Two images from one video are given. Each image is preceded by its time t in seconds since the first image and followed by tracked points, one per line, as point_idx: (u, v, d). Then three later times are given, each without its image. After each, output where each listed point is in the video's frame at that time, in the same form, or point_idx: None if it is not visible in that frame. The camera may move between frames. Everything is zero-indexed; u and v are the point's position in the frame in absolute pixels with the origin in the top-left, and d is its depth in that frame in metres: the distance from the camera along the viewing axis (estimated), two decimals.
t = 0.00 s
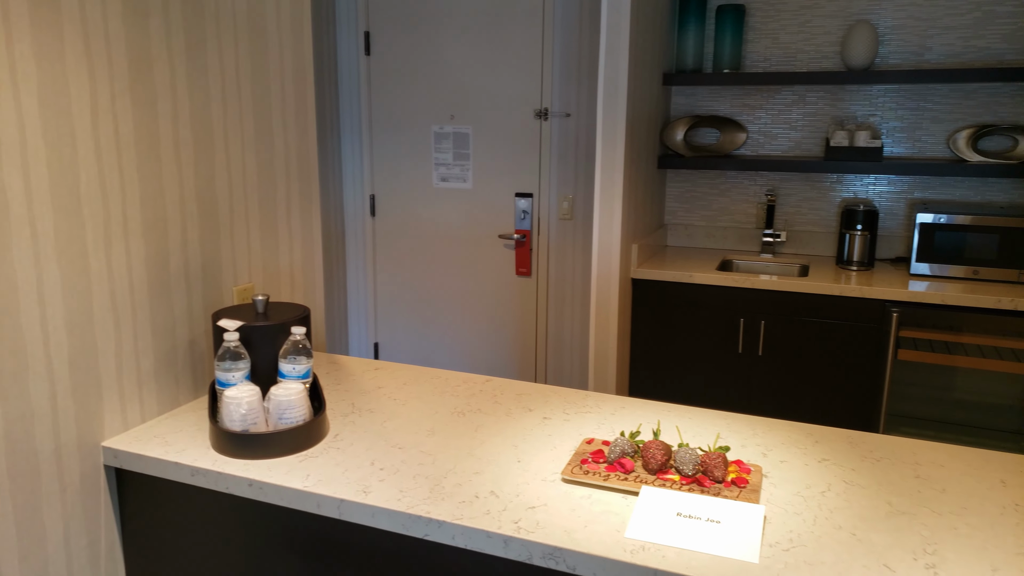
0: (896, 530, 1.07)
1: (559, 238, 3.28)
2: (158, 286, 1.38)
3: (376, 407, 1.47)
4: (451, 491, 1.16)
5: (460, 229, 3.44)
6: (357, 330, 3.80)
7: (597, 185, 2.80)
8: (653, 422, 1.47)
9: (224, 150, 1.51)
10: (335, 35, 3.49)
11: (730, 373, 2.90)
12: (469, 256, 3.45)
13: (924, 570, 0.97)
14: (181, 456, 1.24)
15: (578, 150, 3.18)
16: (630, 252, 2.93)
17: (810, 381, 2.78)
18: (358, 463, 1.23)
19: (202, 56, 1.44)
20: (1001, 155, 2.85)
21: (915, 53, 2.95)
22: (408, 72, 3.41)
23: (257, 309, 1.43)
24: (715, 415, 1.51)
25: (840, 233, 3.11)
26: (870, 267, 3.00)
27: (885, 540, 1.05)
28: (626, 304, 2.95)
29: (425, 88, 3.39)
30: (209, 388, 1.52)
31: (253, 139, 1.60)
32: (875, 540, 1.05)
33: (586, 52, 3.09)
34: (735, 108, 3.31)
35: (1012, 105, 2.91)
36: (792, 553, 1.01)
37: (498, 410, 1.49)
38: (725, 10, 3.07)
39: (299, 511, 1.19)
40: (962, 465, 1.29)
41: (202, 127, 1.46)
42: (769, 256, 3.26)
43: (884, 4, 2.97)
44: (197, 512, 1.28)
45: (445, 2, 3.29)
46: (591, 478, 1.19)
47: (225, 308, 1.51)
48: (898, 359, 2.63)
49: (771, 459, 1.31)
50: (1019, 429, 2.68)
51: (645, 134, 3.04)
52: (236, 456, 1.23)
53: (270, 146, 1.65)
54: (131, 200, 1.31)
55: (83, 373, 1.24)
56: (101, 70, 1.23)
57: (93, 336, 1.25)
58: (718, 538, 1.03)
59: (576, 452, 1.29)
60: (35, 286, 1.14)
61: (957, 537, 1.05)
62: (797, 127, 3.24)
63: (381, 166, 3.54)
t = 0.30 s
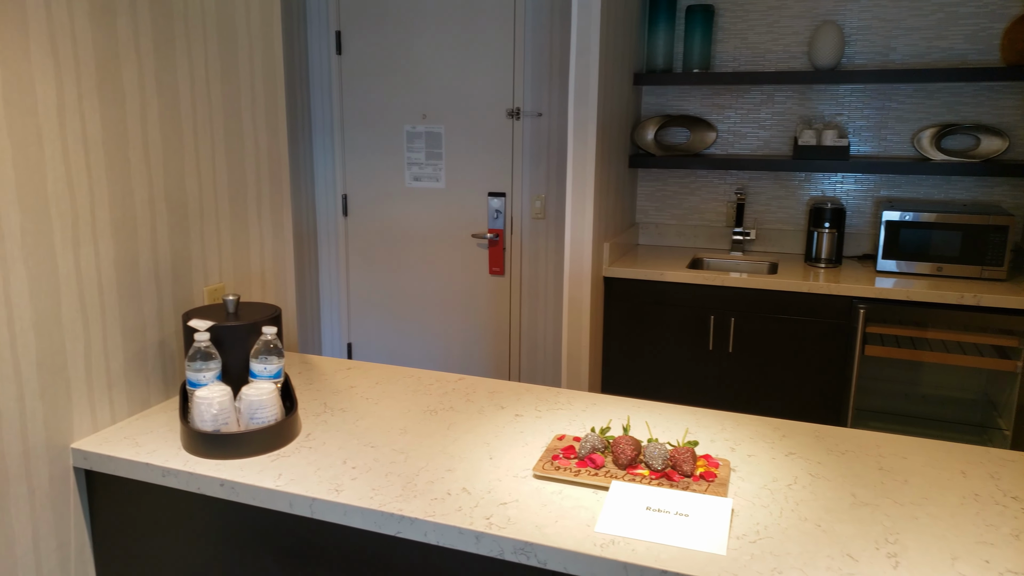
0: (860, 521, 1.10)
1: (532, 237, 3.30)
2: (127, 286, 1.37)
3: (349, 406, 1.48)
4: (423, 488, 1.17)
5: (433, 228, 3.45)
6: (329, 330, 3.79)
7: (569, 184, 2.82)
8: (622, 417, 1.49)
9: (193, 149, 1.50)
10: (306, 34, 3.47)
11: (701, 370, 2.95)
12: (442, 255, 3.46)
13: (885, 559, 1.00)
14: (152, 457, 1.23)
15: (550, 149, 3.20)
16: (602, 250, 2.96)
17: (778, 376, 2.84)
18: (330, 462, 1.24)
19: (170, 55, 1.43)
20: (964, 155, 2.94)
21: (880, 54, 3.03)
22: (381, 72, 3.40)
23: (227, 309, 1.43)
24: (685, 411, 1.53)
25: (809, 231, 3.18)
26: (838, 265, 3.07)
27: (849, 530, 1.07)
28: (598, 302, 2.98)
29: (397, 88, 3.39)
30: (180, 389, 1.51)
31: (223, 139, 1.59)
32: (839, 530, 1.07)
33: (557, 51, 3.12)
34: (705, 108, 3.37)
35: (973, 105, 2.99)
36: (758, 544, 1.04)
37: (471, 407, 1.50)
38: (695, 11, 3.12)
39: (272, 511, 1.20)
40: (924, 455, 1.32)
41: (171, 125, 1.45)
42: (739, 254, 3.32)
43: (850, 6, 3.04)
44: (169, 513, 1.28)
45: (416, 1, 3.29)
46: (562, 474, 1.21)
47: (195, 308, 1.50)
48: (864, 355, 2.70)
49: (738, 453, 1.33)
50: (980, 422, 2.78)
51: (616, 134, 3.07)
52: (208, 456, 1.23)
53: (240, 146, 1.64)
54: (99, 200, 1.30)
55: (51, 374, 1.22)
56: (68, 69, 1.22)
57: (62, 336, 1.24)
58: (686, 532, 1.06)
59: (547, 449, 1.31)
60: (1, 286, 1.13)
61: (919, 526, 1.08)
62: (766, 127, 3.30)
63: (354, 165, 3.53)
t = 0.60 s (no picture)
0: (831, 515, 1.13)
1: (512, 237, 3.32)
2: (104, 287, 1.36)
3: (327, 407, 1.48)
4: (401, 487, 1.18)
5: (413, 228, 3.45)
6: (309, 331, 3.77)
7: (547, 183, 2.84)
8: (599, 414, 1.51)
9: (169, 149, 1.50)
10: (284, 33, 3.46)
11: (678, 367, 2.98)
12: (423, 255, 3.46)
13: (854, 552, 1.02)
14: (129, 459, 1.23)
15: (528, 148, 3.22)
16: (581, 250, 2.99)
17: (754, 374, 2.88)
18: (308, 462, 1.24)
19: (145, 55, 1.43)
20: (934, 154, 3.00)
21: (853, 55, 3.08)
22: (359, 71, 3.39)
23: (204, 310, 1.42)
24: (661, 408, 1.56)
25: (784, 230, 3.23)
26: (813, 263, 3.12)
27: (820, 524, 1.10)
28: (577, 300, 3.00)
29: (376, 88, 3.38)
30: (157, 390, 1.51)
31: (199, 140, 1.58)
32: (811, 524, 1.10)
33: (536, 51, 3.13)
34: (682, 108, 3.40)
35: (943, 106, 3.05)
36: (730, 538, 1.06)
37: (449, 407, 1.51)
38: (672, 12, 3.15)
39: (250, 511, 1.20)
40: (894, 449, 1.35)
41: (147, 126, 1.44)
42: (716, 252, 3.36)
43: (824, 7, 3.09)
44: (147, 514, 1.28)
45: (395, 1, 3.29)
46: (539, 472, 1.22)
47: (172, 309, 1.50)
48: (838, 352, 2.75)
49: (712, 450, 1.36)
50: (952, 417, 2.81)
51: (595, 134, 3.10)
52: (185, 457, 1.23)
53: (216, 147, 1.63)
54: (74, 201, 1.29)
55: (26, 376, 1.22)
56: (41, 69, 1.21)
57: (37, 338, 1.23)
58: (661, 527, 1.08)
59: (524, 447, 1.32)
60: None
61: (887, 519, 1.11)
62: (742, 126, 3.35)
63: (332, 166, 3.53)
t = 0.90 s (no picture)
0: (805, 509, 1.15)
1: (492, 237, 3.33)
2: (82, 290, 1.36)
3: (308, 408, 1.49)
4: (383, 487, 1.19)
5: (394, 228, 3.45)
6: (289, 333, 3.76)
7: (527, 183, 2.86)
8: (579, 412, 1.52)
9: (148, 151, 1.50)
10: (262, 34, 3.44)
11: (658, 365, 3.02)
12: (404, 255, 3.47)
13: (826, 544, 1.05)
14: (109, 462, 1.23)
15: (508, 149, 3.23)
16: (561, 250, 3.01)
17: (732, 371, 2.92)
18: (290, 463, 1.25)
19: (123, 58, 1.42)
20: (905, 154, 3.06)
21: (826, 56, 3.13)
22: (338, 72, 3.39)
23: (184, 312, 1.42)
24: (639, 405, 1.58)
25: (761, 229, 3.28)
26: (789, 261, 3.17)
27: (794, 517, 1.13)
28: (557, 300, 3.03)
29: (355, 88, 3.38)
30: (137, 394, 1.50)
31: (178, 142, 1.58)
32: (785, 518, 1.13)
33: (515, 51, 3.15)
34: (660, 109, 3.44)
35: (915, 106, 3.11)
36: (707, 533, 1.09)
37: (431, 407, 1.52)
38: (649, 14, 3.18)
39: (231, 513, 1.20)
40: (866, 444, 1.38)
41: (125, 128, 1.44)
42: (694, 252, 3.40)
43: (797, 10, 3.14)
44: (128, 518, 1.27)
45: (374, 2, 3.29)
46: (519, 470, 1.24)
47: (152, 312, 1.49)
48: (813, 349, 2.80)
49: (690, 446, 1.38)
50: (924, 412, 2.87)
51: (574, 135, 3.12)
52: (166, 460, 1.23)
53: (195, 148, 1.63)
54: (51, 203, 1.28)
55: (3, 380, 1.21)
56: (16, 71, 1.20)
57: (14, 342, 1.23)
58: (640, 523, 1.10)
59: (505, 445, 1.34)
60: None
61: (859, 511, 1.14)
62: (719, 127, 3.39)
63: (312, 167, 3.52)
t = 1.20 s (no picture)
0: (785, 505, 1.17)
1: (473, 238, 3.33)
2: (59, 294, 1.34)
3: (290, 411, 1.48)
4: (366, 490, 1.19)
5: (375, 230, 3.44)
6: (269, 335, 3.73)
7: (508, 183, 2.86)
8: (562, 412, 1.52)
9: (126, 152, 1.48)
10: (240, 34, 3.41)
11: (639, 365, 3.04)
12: (385, 257, 3.45)
13: (807, 540, 1.07)
14: (88, 468, 1.21)
15: (489, 150, 3.24)
16: (542, 250, 3.02)
17: (712, 370, 2.95)
18: (273, 466, 1.24)
19: (100, 58, 1.40)
20: (880, 154, 3.11)
21: (802, 58, 3.17)
22: (317, 72, 3.37)
23: (164, 315, 1.41)
24: (621, 404, 1.59)
25: (739, 229, 3.31)
26: (767, 261, 3.21)
27: (775, 514, 1.14)
28: (539, 301, 3.04)
29: (335, 89, 3.36)
30: (115, 398, 1.48)
31: (156, 143, 1.56)
32: (766, 514, 1.14)
33: (495, 52, 3.15)
34: (639, 110, 3.47)
35: (888, 108, 3.16)
36: (690, 531, 1.10)
37: (414, 409, 1.52)
38: (627, 15, 3.20)
39: (213, 517, 1.19)
40: (844, 441, 1.41)
41: (102, 128, 1.42)
42: (673, 251, 3.43)
43: (774, 12, 3.18)
44: (107, 523, 1.26)
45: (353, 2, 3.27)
46: (503, 470, 1.24)
47: (131, 315, 1.48)
48: (791, 347, 2.83)
49: (671, 445, 1.39)
50: (900, 408, 2.92)
51: (554, 136, 3.13)
52: (146, 465, 1.21)
53: (174, 150, 1.61)
54: (27, 205, 1.26)
55: None
56: None
57: None
58: (623, 522, 1.11)
59: (488, 446, 1.34)
60: None
61: (838, 507, 1.16)
62: (697, 128, 3.42)
63: (292, 168, 3.49)
